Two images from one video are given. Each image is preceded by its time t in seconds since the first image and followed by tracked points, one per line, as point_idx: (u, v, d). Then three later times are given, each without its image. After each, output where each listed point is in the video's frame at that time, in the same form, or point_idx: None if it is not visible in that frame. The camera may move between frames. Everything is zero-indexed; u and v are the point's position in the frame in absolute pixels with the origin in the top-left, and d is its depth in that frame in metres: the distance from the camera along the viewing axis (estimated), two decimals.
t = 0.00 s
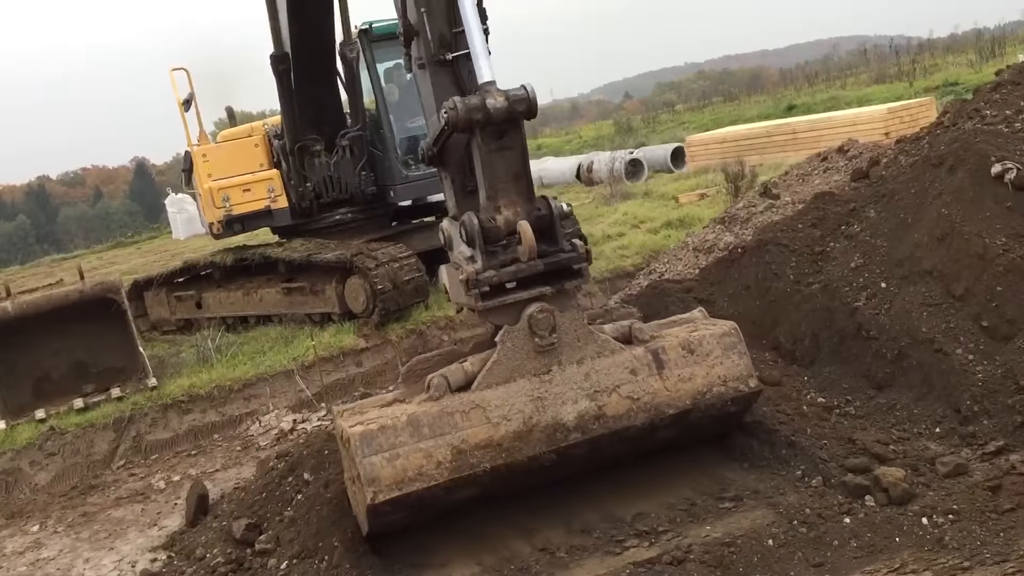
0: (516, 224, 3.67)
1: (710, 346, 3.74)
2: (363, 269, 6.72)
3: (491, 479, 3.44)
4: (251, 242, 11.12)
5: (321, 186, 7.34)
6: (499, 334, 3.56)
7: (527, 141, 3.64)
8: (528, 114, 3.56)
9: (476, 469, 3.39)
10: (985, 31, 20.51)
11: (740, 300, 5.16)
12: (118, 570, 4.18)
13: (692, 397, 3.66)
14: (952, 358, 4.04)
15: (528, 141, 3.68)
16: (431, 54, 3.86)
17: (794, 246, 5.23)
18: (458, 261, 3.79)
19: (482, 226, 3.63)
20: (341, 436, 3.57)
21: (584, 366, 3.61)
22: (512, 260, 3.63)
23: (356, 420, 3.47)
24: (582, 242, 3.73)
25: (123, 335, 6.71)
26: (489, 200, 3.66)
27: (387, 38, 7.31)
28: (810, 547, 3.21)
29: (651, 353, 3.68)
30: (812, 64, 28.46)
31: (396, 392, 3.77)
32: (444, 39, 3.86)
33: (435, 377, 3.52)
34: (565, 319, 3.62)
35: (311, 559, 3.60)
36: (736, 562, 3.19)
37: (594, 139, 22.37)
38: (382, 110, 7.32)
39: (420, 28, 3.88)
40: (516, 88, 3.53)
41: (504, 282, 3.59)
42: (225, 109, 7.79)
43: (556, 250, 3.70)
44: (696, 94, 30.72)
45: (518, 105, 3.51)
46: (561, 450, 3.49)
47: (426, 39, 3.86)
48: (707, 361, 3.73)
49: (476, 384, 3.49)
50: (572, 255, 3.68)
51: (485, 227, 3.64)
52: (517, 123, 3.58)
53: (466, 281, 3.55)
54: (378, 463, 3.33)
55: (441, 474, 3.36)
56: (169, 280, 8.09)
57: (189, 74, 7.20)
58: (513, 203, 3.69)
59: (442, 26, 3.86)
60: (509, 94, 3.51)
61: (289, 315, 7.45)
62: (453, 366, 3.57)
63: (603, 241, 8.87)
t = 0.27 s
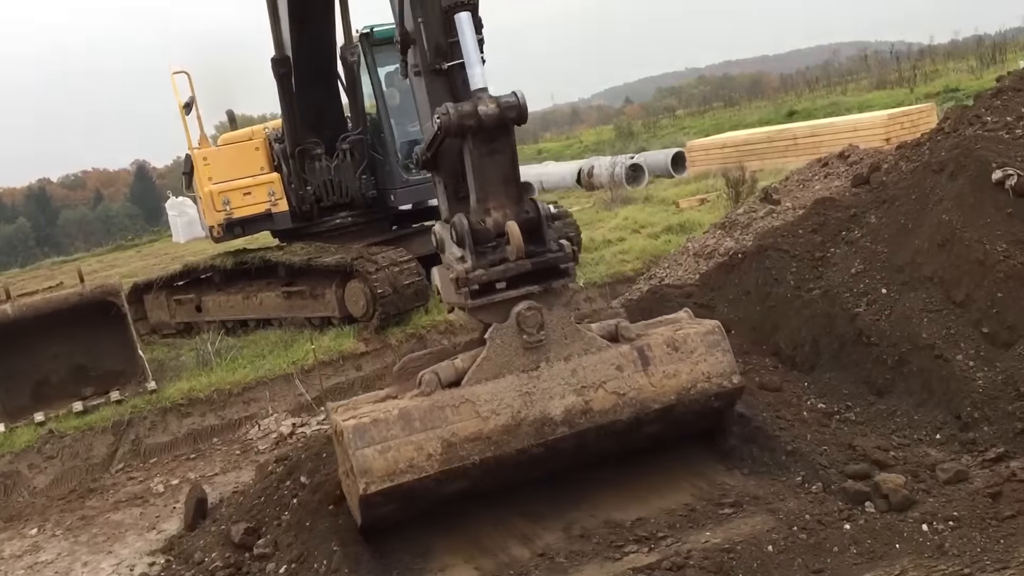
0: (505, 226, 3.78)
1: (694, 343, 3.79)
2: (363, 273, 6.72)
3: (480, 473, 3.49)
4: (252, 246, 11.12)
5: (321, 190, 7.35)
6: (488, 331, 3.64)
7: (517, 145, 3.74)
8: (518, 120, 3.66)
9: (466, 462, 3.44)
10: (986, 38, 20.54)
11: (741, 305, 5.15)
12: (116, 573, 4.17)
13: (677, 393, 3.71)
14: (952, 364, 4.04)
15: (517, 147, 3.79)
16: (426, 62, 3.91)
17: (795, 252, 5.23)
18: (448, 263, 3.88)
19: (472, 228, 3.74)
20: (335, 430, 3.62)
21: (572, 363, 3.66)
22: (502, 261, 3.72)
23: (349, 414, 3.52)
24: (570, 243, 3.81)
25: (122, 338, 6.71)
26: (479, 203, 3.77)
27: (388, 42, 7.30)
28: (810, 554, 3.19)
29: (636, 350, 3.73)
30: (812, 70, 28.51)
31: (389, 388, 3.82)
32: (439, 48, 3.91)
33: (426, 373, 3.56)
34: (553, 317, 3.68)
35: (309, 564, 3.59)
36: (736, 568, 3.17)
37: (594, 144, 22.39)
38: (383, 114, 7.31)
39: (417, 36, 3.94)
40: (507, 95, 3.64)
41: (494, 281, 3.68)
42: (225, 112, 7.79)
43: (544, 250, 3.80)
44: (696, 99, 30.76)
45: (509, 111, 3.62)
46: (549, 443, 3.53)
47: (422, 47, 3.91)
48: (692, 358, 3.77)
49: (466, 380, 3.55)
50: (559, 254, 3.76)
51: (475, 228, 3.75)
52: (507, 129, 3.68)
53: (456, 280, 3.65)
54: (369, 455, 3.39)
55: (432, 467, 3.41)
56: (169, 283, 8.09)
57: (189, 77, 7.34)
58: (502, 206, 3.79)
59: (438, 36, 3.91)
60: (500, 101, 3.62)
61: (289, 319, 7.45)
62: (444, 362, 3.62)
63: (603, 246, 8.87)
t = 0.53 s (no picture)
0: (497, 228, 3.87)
1: (677, 342, 3.95)
2: (365, 276, 6.72)
3: (471, 465, 3.64)
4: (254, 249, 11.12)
5: (323, 192, 7.36)
6: (479, 329, 3.74)
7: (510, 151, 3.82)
8: (512, 126, 3.74)
9: (457, 454, 3.59)
10: (989, 43, 20.53)
11: (742, 310, 5.14)
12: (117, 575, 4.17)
13: (662, 390, 3.87)
14: (954, 369, 4.04)
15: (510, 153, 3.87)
16: (424, 69, 3.96)
17: (797, 256, 5.22)
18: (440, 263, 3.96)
19: (464, 229, 3.83)
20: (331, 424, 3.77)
21: (560, 360, 3.80)
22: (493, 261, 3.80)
23: (344, 410, 3.67)
24: (560, 245, 3.87)
25: (124, 341, 6.71)
26: (472, 206, 3.86)
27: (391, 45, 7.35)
28: (812, 558, 3.19)
29: (622, 348, 3.88)
30: (815, 74, 28.50)
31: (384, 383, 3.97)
32: (437, 56, 3.95)
33: (420, 369, 3.70)
34: (541, 315, 3.80)
35: (310, 566, 3.59)
36: (737, 572, 3.17)
37: (597, 148, 22.38)
38: (386, 117, 7.33)
39: (416, 42, 4.00)
40: (501, 103, 3.72)
41: (485, 281, 3.75)
42: (228, 115, 7.79)
43: (535, 251, 3.87)
44: (699, 104, 30.77)
45: (502, 118, 3.70)
46: (537, 438, 3.67)
47: (421, 54, 3.97)
48: (676, 356, 3.93)
49: (457, 376, 3.68)
50: (548, 255, 3.82)
51: (467, 230, 3.84)
52: (500, 135, 3.77)
53: (448, 280, 3.73)
54: (364, 448, 3.54)
55: (424, 460, 3.56)
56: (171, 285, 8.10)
57: (192, 79, 7.36)
58: (494, 208, 3.88)
59: (436, 43, 3.94)
60: (494, 108, 3.70)
61: (291, 322, 7.45)
62: (436, 358, 3.76)
63: (604, 249, 8.87)
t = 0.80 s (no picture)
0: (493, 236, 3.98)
1: (665, 347, 4.10)
2: (370, 277, 6.72)
3: (465, 463, 3.82)
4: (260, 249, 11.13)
5: (329, 193, 7.37)
6: (474, 334, 3.87)
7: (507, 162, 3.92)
8: (510, 139, 3.86)
9: (451, 455, 3.76)
10: (996, 44, 20.49)
11: (748, 311, 5.14)
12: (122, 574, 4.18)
13: (649, 393, 4.03)
14: (960, 372, 4.04)
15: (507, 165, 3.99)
16: (426, 78, 4.00)
17: (802, 257, 5.21)
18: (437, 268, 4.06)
19: (461, 237, 3.93)
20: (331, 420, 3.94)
21: (551, 364, 3.94)
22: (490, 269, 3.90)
23: (343, 409, 3.84)
24: (554, 253, 3.98)
25: (129, 340, 6.75)
26: (470, 215, 3.95)
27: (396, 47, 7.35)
28: (817, 560, 3.18)
29: (611, 353, 4.03)
30: (821, 76, 28.45)
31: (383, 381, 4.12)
32: (438, 65, 3.99)
33: (416, 371, 3.86)
34: (534, 321, 3.93)
35: (314, 566, 3.59)
36: (741, 573, 3.17)
37: (602, 149, 22.37)
38: (391, 117, 7.34)
39: (418, 50, 4.04)
40: (500, 116, 3.84)
41: (481, 288, 3.86)
42: (234, 115, 7.81)
43: (529, 259, 3.98)
44: (704, 105, 30.74)
45: (501, 132, 3.81)
46: (528, 439, 3.85)
47: (423, 62, 4.00)
48: (663, 360, 4.08)
49: (452, 378, 3.84)
50: (543, 263, 3.93)
51: (464, 238, 3.94)
52: (499, 148, 3.88)
53: (445, 286, 3.83)
54: (362, 447, 3.71)
55: (419, 459, 3.73)
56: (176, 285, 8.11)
57: (198, 80, 7.40)
58: (491, 217, 3.98)
59: (438, 53, 3.97)
60: (493, 122, 3.81)
61: (296, 321, 7.46)
62: (433, 360, 3.91)
63: (609, 250, 8.87)
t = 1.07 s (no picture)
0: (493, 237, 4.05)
1: (657, 346, 4.20)
2: (375, 275, 6.73)
3: (461, 458, 3.95)
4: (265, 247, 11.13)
5: (334, 191, 7.38)
6: (472, 333, 3.97)
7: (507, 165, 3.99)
8: (510, 143, 3.92)
9: (448, 450, 3.89)
10: (1003, 44, 20.42)
11: (753, 311, 5.12)
12: (127, 571, 4.18)
13: (639, 391, 4.15)
14: (966, 371, 4.03)
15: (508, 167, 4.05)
16: (428, 79, 4.05)
17: (808, 257, 5.19)
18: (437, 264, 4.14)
19: (461, 237, 4.01)
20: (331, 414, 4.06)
21: (547, 362, 4.05)
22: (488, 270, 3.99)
23: (344, 405, 3.95)
24: (551, 253, 4.06)
25: (136, 337, 6.77)
26: (469, 216, 4.03)
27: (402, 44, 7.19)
28: (823, 560, 3.17)
29: (605, 352, 4.13)
30: (827, 75, 28.38)
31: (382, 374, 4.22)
32: (440, 66, 4.04)
33: (415, 367, 3.97)
34: (531, 321, 4.03)
35: (319, 563, 3.60)
36: (746, 573, 3.16)
37: (608, 148, 22.35)
38: (396, 116, 7.30)
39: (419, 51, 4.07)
40: (500, 122, 3.89)
41: (479, 288, 3.95)
42: (240, 113, 7.81)
43: (527, 259, 4.06)
44: (710, 104, 30.69)
45: (501, 137, 3.87)
46: (522, 435, 3.98)
47: (425, 63, 4.04)
48: (655, 359, 4.19)
49: (450, 375, 3.94)
50: (540, 264, 4.02)
51: (464, 239, 4.02)
52: (500, 152, 3.93)
53: (444, 287, 3.92)
54: (363, 443, 3.82)
55: (418, 454, 3.85)
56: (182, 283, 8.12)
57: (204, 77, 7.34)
58: (490, 217, 4.05)
59: (440, 53, 4.04)
60: (494, 127, 3.86)
61: (301, 319, 7.47)
62: (431, 357, 4.01)
63: (614, 250, 8.86)
